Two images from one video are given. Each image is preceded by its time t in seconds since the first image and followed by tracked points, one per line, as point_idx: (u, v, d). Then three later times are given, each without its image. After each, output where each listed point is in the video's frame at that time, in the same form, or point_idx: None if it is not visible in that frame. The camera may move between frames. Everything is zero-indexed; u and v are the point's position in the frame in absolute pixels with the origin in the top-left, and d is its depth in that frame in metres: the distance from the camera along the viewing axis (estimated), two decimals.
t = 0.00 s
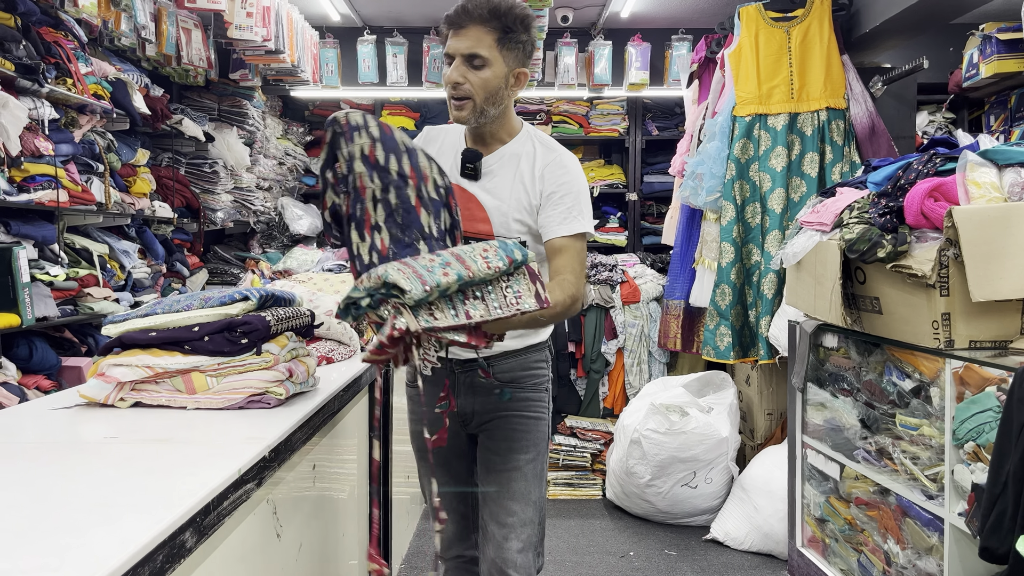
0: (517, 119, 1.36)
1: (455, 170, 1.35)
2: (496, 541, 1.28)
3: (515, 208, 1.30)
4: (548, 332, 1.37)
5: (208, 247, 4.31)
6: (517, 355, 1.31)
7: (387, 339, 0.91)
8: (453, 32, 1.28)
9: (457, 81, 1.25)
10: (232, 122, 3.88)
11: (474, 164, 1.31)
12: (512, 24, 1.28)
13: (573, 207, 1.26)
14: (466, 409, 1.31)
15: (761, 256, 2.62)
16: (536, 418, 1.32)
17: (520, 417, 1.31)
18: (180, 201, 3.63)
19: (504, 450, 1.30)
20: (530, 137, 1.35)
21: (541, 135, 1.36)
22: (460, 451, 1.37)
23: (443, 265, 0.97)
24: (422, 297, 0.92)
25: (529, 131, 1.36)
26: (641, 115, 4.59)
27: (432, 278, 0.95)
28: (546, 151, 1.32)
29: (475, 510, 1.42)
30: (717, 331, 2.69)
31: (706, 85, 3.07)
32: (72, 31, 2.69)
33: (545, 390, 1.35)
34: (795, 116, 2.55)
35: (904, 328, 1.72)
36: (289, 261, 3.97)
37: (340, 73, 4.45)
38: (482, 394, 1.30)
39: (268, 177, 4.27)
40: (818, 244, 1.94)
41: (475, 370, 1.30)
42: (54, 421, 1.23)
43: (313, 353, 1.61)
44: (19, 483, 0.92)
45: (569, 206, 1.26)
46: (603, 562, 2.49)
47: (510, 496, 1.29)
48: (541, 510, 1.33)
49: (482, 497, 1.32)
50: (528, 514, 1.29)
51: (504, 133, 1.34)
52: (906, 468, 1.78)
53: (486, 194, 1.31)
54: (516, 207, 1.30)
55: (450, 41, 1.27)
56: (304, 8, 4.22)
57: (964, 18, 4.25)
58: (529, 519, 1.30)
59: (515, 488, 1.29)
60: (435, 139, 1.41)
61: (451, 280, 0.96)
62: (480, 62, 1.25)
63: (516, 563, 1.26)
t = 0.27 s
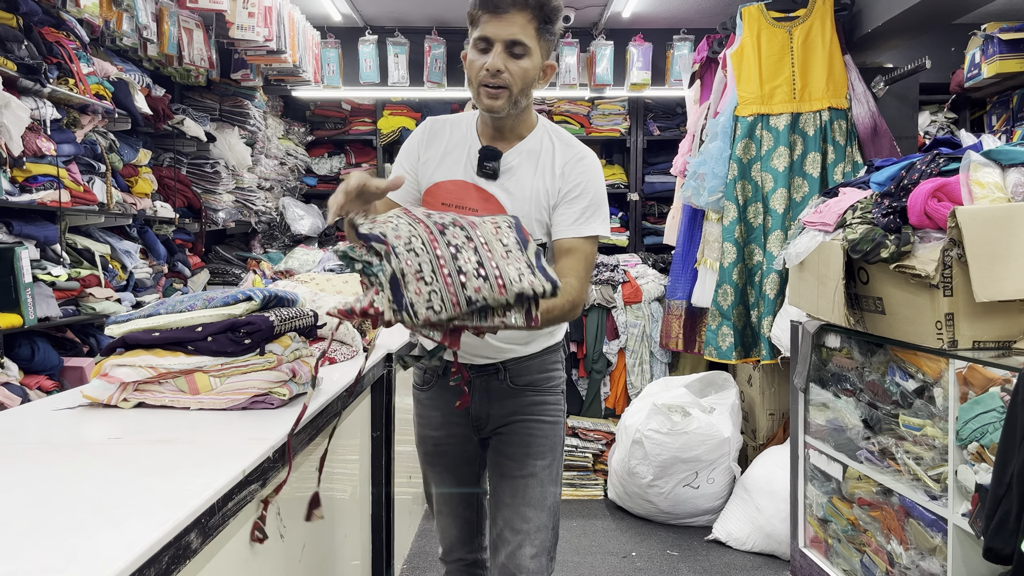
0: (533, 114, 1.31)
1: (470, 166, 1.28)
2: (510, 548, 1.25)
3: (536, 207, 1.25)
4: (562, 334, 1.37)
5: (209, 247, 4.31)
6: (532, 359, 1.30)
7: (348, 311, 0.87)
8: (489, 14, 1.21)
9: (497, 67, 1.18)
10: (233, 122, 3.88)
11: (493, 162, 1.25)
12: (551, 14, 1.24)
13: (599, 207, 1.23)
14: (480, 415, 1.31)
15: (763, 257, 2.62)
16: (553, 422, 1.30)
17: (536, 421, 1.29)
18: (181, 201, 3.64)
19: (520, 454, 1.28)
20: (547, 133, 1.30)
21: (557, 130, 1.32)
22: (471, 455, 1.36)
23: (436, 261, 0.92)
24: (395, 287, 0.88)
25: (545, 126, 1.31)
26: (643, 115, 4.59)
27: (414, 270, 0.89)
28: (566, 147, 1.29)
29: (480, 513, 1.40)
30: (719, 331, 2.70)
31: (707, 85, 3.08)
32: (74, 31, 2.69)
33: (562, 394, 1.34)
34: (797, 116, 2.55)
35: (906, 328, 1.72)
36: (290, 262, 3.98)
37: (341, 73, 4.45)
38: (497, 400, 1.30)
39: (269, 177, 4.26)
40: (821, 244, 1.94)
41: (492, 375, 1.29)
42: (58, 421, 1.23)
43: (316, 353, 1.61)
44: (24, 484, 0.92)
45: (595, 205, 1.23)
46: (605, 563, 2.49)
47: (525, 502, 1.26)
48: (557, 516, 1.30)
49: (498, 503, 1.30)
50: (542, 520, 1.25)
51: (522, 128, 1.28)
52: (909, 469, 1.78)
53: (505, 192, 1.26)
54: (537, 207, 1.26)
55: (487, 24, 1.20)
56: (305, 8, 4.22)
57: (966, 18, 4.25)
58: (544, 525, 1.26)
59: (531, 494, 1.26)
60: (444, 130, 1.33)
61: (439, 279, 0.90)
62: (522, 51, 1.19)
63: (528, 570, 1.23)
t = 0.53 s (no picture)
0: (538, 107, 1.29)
1: (472, 168, 1.27)
2: (515, 555, 1.25)
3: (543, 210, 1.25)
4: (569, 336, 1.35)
5: (209, 248, 4.30)
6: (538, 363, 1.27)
7: (423, 369, 0.88)
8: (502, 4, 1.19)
9: (511, 58, 1.17)
10: (233, 122, 3.87)
11: (496, 165, 1.24)
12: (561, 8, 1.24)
13: (610, 205, 1.22)
14: (485, 420, 1.27)
15: (764, 257, 2.62)
16: (560, 428, 1.29)
17: (542, 428, 1.27)
18: (180, 201, 3.63)
19: (526, 461, 1.27)
20: (552, 127, 1.29)
21: (560, 122, 1.31)
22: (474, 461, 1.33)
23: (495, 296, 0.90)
24: (469, 342, 0.87)
25: (549, 119, 1.30)
26: (643, 115, 4.59)
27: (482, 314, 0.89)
28: (572, 144, 1.28)
29: (481, 519, 1.38)
30: (720, 332, 2.69)
31: (708, 85, 3.07)
32: (73, 31, 2.68)
33: (568, 399, 1.32)
34: (798, 116, 2.54)
35: (907, 329, 1.72)
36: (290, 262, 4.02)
37: (341, 73, 4.44)
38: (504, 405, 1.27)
39: (269, 177, 4.26)
40: (822, 245, 1.93)
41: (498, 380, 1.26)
42: (56, 423, 1.22)
43: (315, 354, 1.60)
44: (22, 486, 0.91)
45: (607, 203, 1.22)
46: (606, 564, 2.48)
47: (531, 509, 1.26)
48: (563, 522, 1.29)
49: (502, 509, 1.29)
50: (548, 528, 1.25)
51: (526, 125, 1.27)
52: (910, 470, 1.77)
53: (511, 193, 1.25)
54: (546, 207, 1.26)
55: (497, 14, 1.18)
56: (305, 7, 4.21)
57: (967, 18, 4.25)
58: (550, 532, 1.27)
59: (537, 502, 1.26)
60: (443, 130, 1.31)
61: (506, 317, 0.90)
62: (534, 41, 1.18)
63: None
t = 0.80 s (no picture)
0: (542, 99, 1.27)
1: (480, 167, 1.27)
2: (523, 556, 1.24)
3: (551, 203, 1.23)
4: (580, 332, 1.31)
5: (209, 247, 4.30)
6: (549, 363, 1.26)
7: (434, 274, 0.73)
8: None
9: (520, 49, 1.13)
10: (233, 122, 3.86)
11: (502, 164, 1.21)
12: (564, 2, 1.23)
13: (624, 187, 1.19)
14: (494, 421, 1.28)
15: (765, 257, 2.61)
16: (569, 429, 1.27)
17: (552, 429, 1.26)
18: (180, 201, 3.63)
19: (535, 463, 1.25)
20: (558, 119, 1.28)
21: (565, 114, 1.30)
22: (479, 461, 1.33)
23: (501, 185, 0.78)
24: (463, 205, 0.72)
25: (554, 112, 1.28)
26: (644, 114, 4.58)
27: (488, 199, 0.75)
28: (579, 136, 1.28)
29: (481, 518, 1.39)
30: (721, 332, 2.69)
31: (708, 84, 3.07)
32: (72, 30, 2.68)
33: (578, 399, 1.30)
34: (799, 115, 2.54)
35: (909, 329, 1.71)
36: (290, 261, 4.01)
37: (341, 72, 4.44)
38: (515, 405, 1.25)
39: (269, 177, 4.26)
40: (824, 244, 1.92)
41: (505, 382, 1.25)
42: (55, 422, 1.22)
43: (315, 354, 1.60)
44: (20, 485, 0.91)
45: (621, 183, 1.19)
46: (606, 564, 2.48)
47: (540, 511, 1.24)
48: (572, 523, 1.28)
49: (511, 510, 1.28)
50: (556, 529, 1.24)
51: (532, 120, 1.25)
52: (911, 469, 1.77)
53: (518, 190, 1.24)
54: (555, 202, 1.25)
55: (502, 5, 1.16)
56: (305, 7, 4.21)
57: (968, 17, 4.24)
58: (559, 533, 1.25)
59: (546, 504, 1.24)
60: (446, 128, 1.30)
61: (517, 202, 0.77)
62: (541, 31, 1.16)
63: None
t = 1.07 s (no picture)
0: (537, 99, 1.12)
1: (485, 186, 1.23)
2: (530, 559, 1.25)
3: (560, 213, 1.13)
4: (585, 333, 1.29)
5: (209, 248, 4.30)
6: (561, 367, 1.23)
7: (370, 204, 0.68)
8: None
9: (508, 54, 0.97)
10: (233, 122, 3.86)
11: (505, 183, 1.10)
12: None
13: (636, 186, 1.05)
14: (502, 426, 1.24)
15: (765, 257, 2.61)
16: (576, 432, 1.27)
17: (561, 432, 1.25)
18: (180, 201, 3.64)
19: (543, 467, 1.24)
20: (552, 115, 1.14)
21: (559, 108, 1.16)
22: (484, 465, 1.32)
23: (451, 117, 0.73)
24: (410, 114, 0.69)
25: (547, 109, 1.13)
26: (644, 114, 4.58)
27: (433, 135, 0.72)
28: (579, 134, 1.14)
29: (483, 521, 1.38)
30: (721, 332, 2.69)
31: (709, 84, 3.06)
32: (73, 31, 2.68)
33: (583, 401, 1.29)
34: (799, 115, 2.54)
35: (909, 329, 1.71)
36: (290, 262, 4.02)
37: (341, 73, 4.44)
38: (524, 409, 1.22)
39: (270, 177, 4.26)
40: (824, 245, 1.92)
41: (517, 387, 1.21)
42: (55, 423, 1.22)
43: (315, 355, 1.60)
44: (19, 486, 0.91)
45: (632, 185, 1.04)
46: (606, 564, 2.48)
47: (547, 514, 1.24)
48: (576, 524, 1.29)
49: (517, 513, 1.28)
50: (564, 531, 1.25)
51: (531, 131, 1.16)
52: (912, 470, 1.77)
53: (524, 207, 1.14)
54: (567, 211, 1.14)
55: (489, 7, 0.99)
56: (305, 7, 4.21)
57: (969, 17, 4.23)
58: (565, 535, 1.26)
59: (554, 507, 1.24)
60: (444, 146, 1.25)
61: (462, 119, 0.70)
62: (533, 33, 0.99)
63: None
